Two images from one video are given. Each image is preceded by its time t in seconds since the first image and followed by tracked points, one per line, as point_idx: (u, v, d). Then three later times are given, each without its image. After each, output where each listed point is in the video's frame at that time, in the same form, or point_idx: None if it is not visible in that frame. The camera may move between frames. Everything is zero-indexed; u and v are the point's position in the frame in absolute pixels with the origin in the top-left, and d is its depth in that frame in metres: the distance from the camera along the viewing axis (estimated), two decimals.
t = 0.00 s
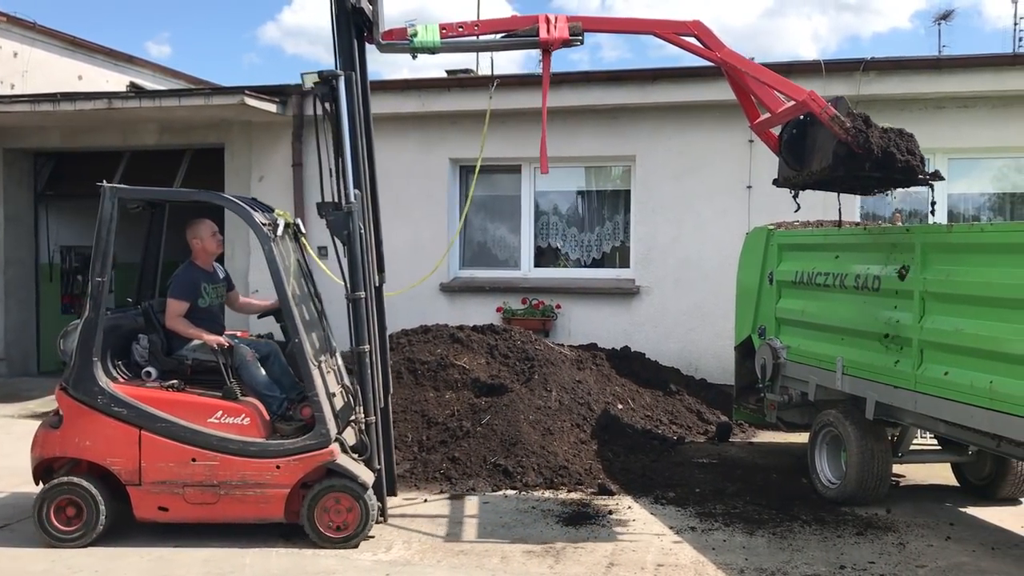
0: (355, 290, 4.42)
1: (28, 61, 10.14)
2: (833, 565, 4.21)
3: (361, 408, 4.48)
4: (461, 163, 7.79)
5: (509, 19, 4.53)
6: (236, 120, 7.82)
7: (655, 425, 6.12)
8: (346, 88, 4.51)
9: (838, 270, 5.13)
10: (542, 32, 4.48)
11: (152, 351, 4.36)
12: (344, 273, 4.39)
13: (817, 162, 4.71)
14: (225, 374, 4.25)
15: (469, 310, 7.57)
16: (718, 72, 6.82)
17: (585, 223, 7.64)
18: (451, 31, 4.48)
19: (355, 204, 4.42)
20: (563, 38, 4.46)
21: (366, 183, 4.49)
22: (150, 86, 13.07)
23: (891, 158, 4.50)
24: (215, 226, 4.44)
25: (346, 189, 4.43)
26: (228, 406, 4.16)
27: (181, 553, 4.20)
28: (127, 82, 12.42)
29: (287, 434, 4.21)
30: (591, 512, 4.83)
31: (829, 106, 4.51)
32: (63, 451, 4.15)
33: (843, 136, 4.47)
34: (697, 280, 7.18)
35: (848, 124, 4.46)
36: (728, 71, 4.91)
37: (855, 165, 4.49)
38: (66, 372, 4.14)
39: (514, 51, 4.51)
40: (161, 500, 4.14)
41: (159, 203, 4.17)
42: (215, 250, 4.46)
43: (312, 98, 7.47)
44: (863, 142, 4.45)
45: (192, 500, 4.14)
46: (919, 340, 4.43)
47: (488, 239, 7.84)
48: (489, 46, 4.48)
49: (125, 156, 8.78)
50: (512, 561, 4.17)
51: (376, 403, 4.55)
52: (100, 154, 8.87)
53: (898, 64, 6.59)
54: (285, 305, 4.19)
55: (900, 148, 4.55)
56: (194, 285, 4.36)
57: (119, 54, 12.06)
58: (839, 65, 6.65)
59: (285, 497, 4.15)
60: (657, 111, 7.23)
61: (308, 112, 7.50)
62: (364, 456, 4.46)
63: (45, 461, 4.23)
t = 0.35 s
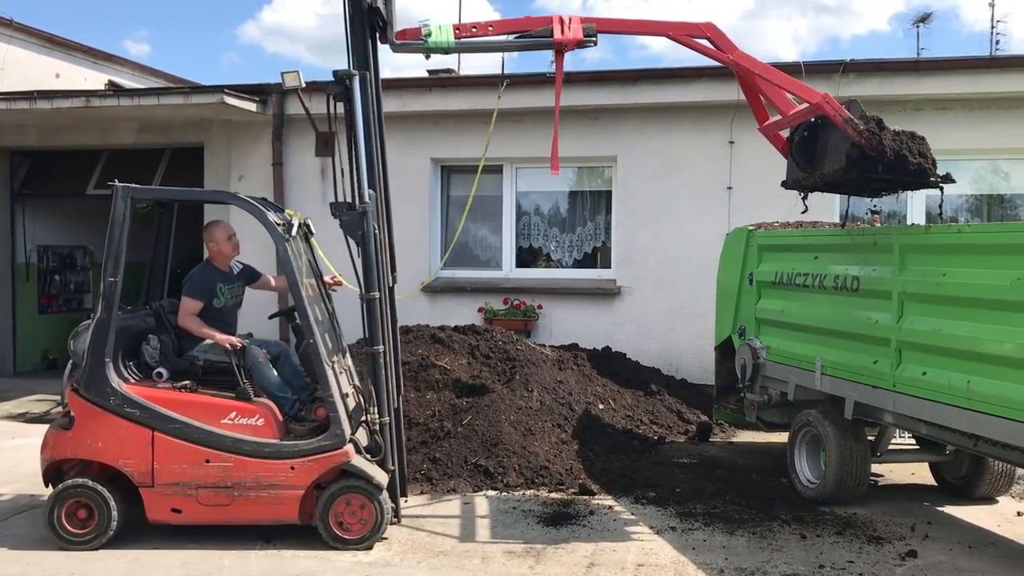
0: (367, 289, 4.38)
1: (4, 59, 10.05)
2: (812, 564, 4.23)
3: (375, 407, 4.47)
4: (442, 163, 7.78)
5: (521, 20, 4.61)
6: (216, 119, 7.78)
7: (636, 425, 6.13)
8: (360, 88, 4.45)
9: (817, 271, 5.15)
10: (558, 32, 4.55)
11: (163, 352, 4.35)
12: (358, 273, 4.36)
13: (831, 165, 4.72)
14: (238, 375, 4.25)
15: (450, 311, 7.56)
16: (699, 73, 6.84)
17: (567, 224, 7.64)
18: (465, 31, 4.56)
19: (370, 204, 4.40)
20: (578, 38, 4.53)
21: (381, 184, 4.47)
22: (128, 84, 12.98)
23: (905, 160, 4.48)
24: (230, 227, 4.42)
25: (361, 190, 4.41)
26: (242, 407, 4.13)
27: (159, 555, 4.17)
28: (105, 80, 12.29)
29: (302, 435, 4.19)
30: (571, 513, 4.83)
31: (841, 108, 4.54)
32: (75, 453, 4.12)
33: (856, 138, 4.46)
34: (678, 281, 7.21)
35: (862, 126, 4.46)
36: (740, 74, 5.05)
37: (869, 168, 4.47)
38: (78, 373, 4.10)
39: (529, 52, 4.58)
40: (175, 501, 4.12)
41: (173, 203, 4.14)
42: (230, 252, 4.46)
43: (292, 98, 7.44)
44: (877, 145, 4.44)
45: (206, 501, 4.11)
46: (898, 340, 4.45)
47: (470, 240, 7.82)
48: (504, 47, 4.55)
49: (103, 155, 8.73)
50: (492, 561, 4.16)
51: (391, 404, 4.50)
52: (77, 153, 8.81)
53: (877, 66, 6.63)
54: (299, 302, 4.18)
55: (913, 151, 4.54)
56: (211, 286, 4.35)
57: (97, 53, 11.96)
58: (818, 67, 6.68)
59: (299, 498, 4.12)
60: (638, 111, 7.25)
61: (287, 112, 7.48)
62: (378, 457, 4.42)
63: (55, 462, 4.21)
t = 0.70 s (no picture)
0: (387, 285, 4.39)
1: None
2: (789, 559, 4.25)
3: (394, 405, 4.44)
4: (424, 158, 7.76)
5: (538, 17, 4.80)
6: (194, 112, 7.73)
7: (616, 420, 6.14)
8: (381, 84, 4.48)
9: (795, 267, 5.18)
10: (575, 29, 4.72)
11: (178, 348, 4.33)
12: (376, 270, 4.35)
13: (843, 162, 4.81)
14: (256, 370, 4.18)
15: (430, 307, 7.56)
16: (679, 70, 6.85)
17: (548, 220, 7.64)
18: (482, 27, 4.73)
19: (388, 200, 4.38)
20: (596, 35, 4.71)
21: (399, 180, 4.49)
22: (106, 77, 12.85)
23: (917, 158, 4.60)
24: (250, 222, 4.41)
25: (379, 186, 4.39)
26: (260, 403, 4.12)
27: (135, 551, 4.14)
28: (82, 73, 12.16)
29: (319, 431, 4.18)
30: (551, 508, 4.83)
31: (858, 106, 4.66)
32: (92, 449, 4.10)
33: (871, 136, 4.58)
34: (658, 277, 7.24)
35: (876, 125, 4.57)
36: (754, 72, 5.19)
37: (883, 165, 4.58)
38: (94, 368, 4.11)
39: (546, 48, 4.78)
40: (192, 498, 4.10)
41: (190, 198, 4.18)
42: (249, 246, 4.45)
43: (272, 92, 7.40)
44: (891, 143, 4.56)
45: (224, 498, 4.10)
46: (876, 337, 4.47)
47: (450, 235, 7.79)
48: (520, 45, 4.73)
49: (80, 149, 8.67)
50: (472, 557, 4.15)
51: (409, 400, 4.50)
52: (54, 146, 8.74)
53: (857, 64, 6.68)
54: (316, 292, 4.19)
55: (925, 149, 4.63)
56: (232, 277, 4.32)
57: (74, 45, 11.84)
58: (798, 64, 6.71)
59: (318, 494, 4.12)
60: (620, 107, 7.26)
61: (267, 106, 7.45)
62: (396, 453, 4.44)
63: (70, 459, 4.18)
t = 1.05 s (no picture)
0: (403, 283, 4.36)
1: None
2: (773, 554, 4.26)
3: (411, 401, 4.41)
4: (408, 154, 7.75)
5: (553, 15, 4.96)
6: (176, 107, 7.70)
7: (600, 416, 6.16)
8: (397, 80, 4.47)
9: (779, 263, 5.20)
10: (590, 27, 4.90)
11: (194, 346, 4.27)
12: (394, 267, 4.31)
13: (854, 161, 4.95)
14: (272, 365, 4.18)
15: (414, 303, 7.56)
16: (663, 66, 6.87)
17: (533, 217, 7.64)
18: (498, 24, 4.88)
19: (405, 197, 4.35)
20: (610, 33, 4.90)
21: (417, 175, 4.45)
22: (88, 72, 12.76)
23: (927, 156, 4.78)
24: (256, 219, 4.41)
25: (396, 183, 4.36)
26: (278, 399, 4.11)
27: (115, 549, 4.12)
28: (63, 68, 12.05)
29: (335, 427, 4.21)
30: (535, 504, 4.83)
31: (870, 104, 4.80)
32: (108, 447, 4.08)
33: (885, 135, 4.73)
34: (642, 273, 7.27)
35: (889, 124, 4.73)
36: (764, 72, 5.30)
37: (896, 163, 4.75)
38: (110, 364, 4.08)
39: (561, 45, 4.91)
40: (210, 496, 4.08)
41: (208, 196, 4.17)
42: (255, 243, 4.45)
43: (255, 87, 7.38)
44: (903, 142, 4.72)
45: (242, 495, 4.08)
46: (858, 333, 4.50)
47: (434, 232, 7.77)
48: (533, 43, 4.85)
49: (61, 144, 8.61)
50: (456, 554, 4.14)
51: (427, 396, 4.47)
52: (35, 141, 8.68)
53: (841, 62, 6.72)
54: (332, 282, 4.16)
55: (935, 147, 4.85)
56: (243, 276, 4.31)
57: (56, 39, 11.76)
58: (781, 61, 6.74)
59: (336, 491, 4.12)
60: (605, 104, 7.28)
61: (250, 101, 7.42)
62: (412, 449, 4.42)
63: (85, 457, 4.15)
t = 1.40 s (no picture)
0: (414, 281, 4.38)
1: None
2: (754, 551, 4.28)
3: (423, 400, 4.41)
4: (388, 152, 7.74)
5: (562, 14, 4.97)
6: (155, 105, 7.67)
7: (582, 414, 6.18)
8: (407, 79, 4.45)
9: (759, 261, 5.22)
10: (599, 25, 4.93)
11: (202, 345, 4.31)
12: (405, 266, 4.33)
13: (861, 158, 5.00)
14: (283, 365, 4.18)
15: (396, 302, 7.56)
16: (644, 65, 6.90)
17: (514, 215, 7.65)
18: (508, 23, 4.91)
19: (416, 196, 4.36)
20: (619, 31, 4.92)
21: (427, 174, 4.47)
22: (66, 70, 12.67)
23: (935, 154, 4.84)
24: (252, 216, 4.35)
25: (407, 182, 4.37)
26: (290, 399, 4.10)
27: (94, 550, 4.08)
28: (40, 65, 11.95)
29: (348, 426, 4.21)
30: (516, 502, 4.83)
31: (878, 102, 4.85)
32: (119, 447, 4.06)
33: (892, 132, 4.78)
34: (624, 271, 7.30)
35: (897, 121, 4.78)
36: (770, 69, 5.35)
37: (903, 161, 4.80)
38: (120, 365, 4.05)
39: (569, 44, 4.93)
40: (222, 496, 4.08)
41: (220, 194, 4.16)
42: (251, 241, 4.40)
43: (235, 85, 7.35)
44: (910, 139, 4.78)
45: (254, 494, 4.09)
46: (838, 330, 4.52)
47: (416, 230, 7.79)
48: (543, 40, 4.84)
49: (38, 142, 8.55)
50: (438, 553, 4.12)
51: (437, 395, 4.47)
52: (12, 139, 8.61)
53: (820, 61, 6.78)
54: (343, 280, 4.17)
55: (942, 145, 4.91)
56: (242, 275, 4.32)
57: (32, 36, 11.67)
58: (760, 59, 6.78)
59: (349, 490, 4.12)
60: (585, 102, 7.31)
61: (230, 98, 7.39)
62: (424, 448, 4.43)
63: (95, 457, 4.12)
